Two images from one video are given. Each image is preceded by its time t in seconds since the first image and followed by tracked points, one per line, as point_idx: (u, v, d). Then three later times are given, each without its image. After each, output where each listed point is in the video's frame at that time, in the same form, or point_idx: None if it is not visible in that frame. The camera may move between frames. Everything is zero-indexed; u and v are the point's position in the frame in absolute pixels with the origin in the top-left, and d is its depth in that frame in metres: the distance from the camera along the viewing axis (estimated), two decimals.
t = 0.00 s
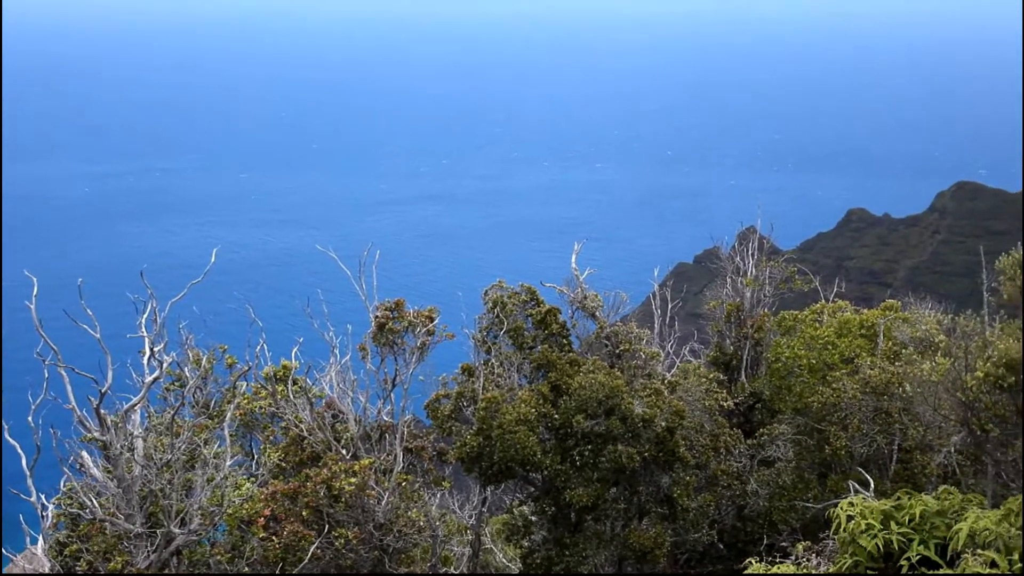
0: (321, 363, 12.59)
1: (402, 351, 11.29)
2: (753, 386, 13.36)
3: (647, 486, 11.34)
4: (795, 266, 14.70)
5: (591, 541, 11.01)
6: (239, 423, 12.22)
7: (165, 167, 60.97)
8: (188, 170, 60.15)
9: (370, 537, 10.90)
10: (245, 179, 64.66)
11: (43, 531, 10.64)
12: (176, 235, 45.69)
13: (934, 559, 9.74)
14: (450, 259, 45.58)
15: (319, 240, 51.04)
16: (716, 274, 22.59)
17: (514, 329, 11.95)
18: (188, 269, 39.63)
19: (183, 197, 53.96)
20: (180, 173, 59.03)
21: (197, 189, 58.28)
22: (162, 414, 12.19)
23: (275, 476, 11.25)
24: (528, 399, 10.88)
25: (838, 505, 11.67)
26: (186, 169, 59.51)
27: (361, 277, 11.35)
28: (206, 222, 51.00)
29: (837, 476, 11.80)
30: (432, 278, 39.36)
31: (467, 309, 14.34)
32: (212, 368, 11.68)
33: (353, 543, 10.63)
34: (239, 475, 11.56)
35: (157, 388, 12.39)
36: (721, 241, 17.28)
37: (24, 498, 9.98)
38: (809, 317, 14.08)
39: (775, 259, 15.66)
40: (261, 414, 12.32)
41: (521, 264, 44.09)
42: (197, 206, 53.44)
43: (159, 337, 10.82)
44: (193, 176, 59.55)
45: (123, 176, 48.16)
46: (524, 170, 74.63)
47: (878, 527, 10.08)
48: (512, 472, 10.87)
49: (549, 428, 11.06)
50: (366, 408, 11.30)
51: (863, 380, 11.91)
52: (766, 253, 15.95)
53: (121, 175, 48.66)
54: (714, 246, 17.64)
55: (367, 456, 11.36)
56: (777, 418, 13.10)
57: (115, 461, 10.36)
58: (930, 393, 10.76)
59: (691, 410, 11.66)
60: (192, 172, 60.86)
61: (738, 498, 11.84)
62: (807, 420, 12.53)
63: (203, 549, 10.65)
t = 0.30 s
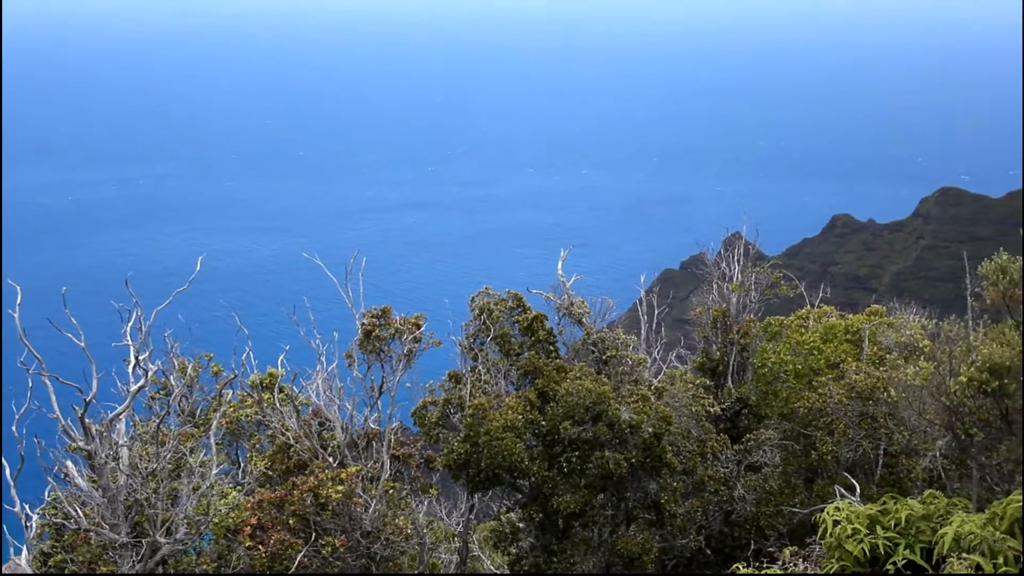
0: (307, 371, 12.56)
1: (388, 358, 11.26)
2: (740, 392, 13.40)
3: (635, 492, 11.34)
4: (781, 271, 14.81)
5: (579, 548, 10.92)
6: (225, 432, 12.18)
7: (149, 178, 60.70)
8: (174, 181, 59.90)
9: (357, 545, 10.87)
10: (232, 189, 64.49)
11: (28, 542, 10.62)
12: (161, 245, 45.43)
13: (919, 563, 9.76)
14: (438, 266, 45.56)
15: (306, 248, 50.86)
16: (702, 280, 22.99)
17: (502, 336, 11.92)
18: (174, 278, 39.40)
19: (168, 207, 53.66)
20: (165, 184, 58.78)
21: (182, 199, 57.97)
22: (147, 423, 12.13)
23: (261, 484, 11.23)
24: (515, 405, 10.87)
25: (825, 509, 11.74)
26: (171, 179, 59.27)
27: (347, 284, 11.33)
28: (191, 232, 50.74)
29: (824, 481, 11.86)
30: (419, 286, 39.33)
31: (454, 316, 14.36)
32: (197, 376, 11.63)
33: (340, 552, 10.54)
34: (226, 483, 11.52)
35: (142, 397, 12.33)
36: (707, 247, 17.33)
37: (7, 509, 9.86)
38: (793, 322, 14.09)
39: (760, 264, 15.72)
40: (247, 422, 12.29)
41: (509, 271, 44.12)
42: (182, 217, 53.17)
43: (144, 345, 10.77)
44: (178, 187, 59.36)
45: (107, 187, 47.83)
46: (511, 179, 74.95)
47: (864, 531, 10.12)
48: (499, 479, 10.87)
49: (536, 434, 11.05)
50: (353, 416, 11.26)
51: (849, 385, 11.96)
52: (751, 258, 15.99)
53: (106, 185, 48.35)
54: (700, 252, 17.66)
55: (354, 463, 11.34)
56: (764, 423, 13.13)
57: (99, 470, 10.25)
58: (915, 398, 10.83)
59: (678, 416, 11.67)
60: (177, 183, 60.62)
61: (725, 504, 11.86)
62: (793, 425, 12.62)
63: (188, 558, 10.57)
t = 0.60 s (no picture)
0: (294, 378, 12.55)
1: (375, 365, 11.24)
2: (727, 397, 13.41)
3: (622, 498, 11.33)
4: (767, 277, 14.92)
5: (567, 554, 10.90)
6: (211, 440, 12.15)
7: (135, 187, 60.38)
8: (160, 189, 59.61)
9: (344, 553, 10.82)
10: (218, 198, 64.28)
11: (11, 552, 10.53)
12: (148, 253, 45.16)
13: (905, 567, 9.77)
14: (426, 272, 45.58)
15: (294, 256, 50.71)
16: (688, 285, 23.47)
17: (489, 342, 11.98)
18: (161, 286, 39.15)
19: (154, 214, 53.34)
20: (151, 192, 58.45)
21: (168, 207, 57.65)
22: (133, 431, 12.07)
23: (248, 492, 11.19)
24: (503, 412, 10.88)
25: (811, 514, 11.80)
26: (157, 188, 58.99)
27: (334, 291, 11.27)
28: (177, 240, 50.47)
29: (811, 485, 11.92)
30: (408, 292, 39.33)
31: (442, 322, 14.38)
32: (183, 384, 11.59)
33: (328, 559, 10.52)
34: (212, 491, 11.49)
35: (127, 405, 12.28)
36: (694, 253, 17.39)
37: None
38: (782, 326, 14.53)
39: (746, 270, 15.79)
40: (234, 429, 12.26)
41: (498, 277, 44.20)
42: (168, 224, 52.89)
43: (129, 353, 10.73)
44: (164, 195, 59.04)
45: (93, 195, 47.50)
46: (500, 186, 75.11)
47: (850, 536, 10.12)
48: (487, 485, 10.84)
49: (524, 440, 11.04)
50: (340, 423, 11.24)
51: (836, 390, 12.01)
52: (737, 264, 16.00)
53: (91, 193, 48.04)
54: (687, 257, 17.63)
55: (341, 470, 11.33)
56: (751, 427, 13.16)
57: (85, 479, 10.18)
58: (900, 402, 10.84)
59: (665, 421, 11.70)
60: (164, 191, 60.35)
61: (713, 509, 11.87)
62: (780, 430, 12.65)
63: (175, 567, 10.54)
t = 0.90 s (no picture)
0: (282, 385, 12.54)
1: (363, 371, 11.22)
2: (715, 401, 13.44)
3: (611, 503, 11.30)
4: (754, 283, 15.05)
5: (555, 560, 10.81)
6: (198, 447, 12.11)
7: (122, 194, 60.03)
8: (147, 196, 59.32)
9: (333, 560, 10.75)
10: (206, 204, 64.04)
11: None
12: (135, 260, 44.91)
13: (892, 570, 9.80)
14: (416, 278, 45.60)
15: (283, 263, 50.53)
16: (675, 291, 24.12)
17: (478, 348, 12.02)
18: (149, 293, 38.93)
19: (140, 220, 52.98)
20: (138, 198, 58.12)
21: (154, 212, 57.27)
22: (120, 439, 12.02)
23: (236, 500, 11.15)
24: (491, 418, 10.88)
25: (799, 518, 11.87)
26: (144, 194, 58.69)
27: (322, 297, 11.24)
28: (164, 246, 50.17)
29: (799, 489, 11.97)
30: (398, 298, 39.35)
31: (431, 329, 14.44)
32: (170, 392, 11.55)
33: (316, 567, 10.43)
34: (199, 500, 11.45)
35: (114, 413, 12.22)
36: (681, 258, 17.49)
37: None
38: (768, 330, 14.46)
39: (734, 275, 15.90)
40: (221, 437, 12.23)
41: (488, 283, 44.31)
42: (154, 231, 52.55)
43: (116, 360, 10.67)
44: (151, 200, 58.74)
45: (79, 202, 47.18)
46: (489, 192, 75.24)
47: (838, 540, 10.17)
48: (476, 491, 10.81)
49: (512, 446, 11.00)
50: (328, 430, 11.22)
51: (823, 394, 12.09)
52: (724, 270, 16.14)
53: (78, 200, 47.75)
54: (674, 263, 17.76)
55: (329, 478, 11.31)
56: (739, 432, 13.24)
57: (71, 488, 10.10)
58: (887, 406, 10.88)
59: (653, 427, 11.75)
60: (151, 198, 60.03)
61: (702, 514, 11.85)
62: (768, 435, 12.70)
63: None
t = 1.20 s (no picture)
0: (271, 393, 12.52)
1: (353, 379, 11.19)
2: (704, 408, 13.57)
3: (601, 510, 11.23)
4: (743, 289, 15.10)
5: (545, 568, 10.78)
6: (187, 456, 12.09)
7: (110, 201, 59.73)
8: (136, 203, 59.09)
9: (322, 569, 10.66)
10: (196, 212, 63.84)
11: None
12: (124, 267, 44.67)
13: None
14: (407, 286, 45.59)
15: (273, 271, 50.39)
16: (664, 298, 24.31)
17: (467, 355, 12.04)
18: (138, 301, 38.73)
19: (129, 228, 52.72)
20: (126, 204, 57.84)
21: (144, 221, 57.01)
22: (108, 448, 11.97)
23: (225, 509, 11.13)
24: (481, 425, 10.86)
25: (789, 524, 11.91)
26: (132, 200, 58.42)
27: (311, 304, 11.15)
28: (153, 255, 49.96)
29: (788, 495, 12.00)
30: (388, 306, 39.36)
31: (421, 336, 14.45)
32: (158, 400, 11.52)
33: None
34: (188, 508, 11.41)
35: (101, 422, 12.18)
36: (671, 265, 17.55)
37: None
38: (756, 337, 14.54)
39: (723, 282, 15.94)
40: (210, 445, 12.20)
41: (479, 290, 44.38)
42: (143, 239, 52.30)
43: (103, 369, 10.61)
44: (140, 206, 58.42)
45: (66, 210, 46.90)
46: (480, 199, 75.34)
47: (827, 545, 10.16)
48: (465, 498, 10.77)
49: (502, 453, 10.99)
50: (318, 438, 11.18)
51: (812, 400, 12.12)
52: (714, 276, 16.19)
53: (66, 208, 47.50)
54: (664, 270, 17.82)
55: (319, 486, 11.28)
56: (728, 439, 13.27)
57: (58, 497, 10.02)
58: (875, 411, 10.91)
59: (644, 433, 11.76)
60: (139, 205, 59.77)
61: (692, 520, 11.90)
62: (757, 441, 12.73)
63: None
